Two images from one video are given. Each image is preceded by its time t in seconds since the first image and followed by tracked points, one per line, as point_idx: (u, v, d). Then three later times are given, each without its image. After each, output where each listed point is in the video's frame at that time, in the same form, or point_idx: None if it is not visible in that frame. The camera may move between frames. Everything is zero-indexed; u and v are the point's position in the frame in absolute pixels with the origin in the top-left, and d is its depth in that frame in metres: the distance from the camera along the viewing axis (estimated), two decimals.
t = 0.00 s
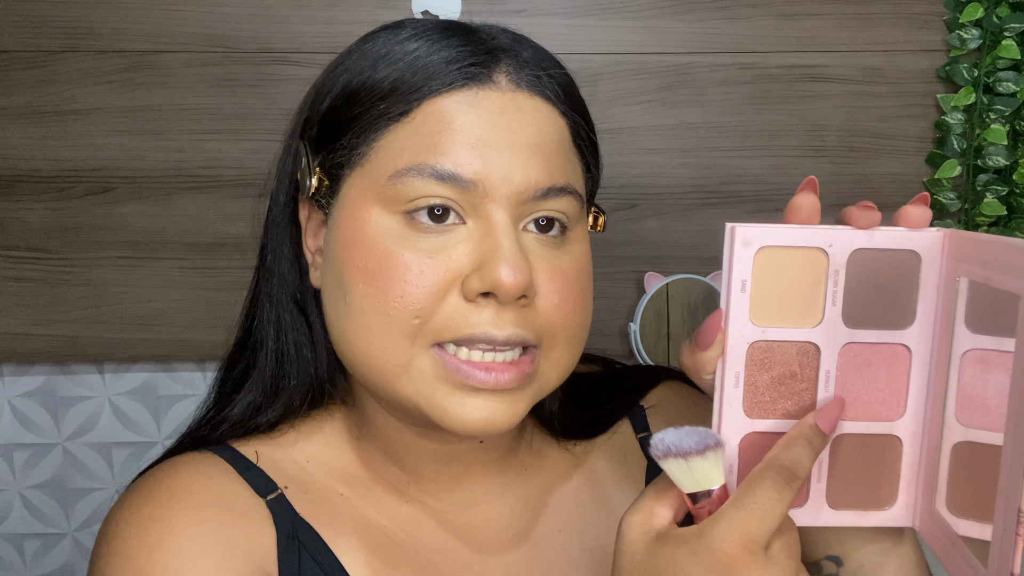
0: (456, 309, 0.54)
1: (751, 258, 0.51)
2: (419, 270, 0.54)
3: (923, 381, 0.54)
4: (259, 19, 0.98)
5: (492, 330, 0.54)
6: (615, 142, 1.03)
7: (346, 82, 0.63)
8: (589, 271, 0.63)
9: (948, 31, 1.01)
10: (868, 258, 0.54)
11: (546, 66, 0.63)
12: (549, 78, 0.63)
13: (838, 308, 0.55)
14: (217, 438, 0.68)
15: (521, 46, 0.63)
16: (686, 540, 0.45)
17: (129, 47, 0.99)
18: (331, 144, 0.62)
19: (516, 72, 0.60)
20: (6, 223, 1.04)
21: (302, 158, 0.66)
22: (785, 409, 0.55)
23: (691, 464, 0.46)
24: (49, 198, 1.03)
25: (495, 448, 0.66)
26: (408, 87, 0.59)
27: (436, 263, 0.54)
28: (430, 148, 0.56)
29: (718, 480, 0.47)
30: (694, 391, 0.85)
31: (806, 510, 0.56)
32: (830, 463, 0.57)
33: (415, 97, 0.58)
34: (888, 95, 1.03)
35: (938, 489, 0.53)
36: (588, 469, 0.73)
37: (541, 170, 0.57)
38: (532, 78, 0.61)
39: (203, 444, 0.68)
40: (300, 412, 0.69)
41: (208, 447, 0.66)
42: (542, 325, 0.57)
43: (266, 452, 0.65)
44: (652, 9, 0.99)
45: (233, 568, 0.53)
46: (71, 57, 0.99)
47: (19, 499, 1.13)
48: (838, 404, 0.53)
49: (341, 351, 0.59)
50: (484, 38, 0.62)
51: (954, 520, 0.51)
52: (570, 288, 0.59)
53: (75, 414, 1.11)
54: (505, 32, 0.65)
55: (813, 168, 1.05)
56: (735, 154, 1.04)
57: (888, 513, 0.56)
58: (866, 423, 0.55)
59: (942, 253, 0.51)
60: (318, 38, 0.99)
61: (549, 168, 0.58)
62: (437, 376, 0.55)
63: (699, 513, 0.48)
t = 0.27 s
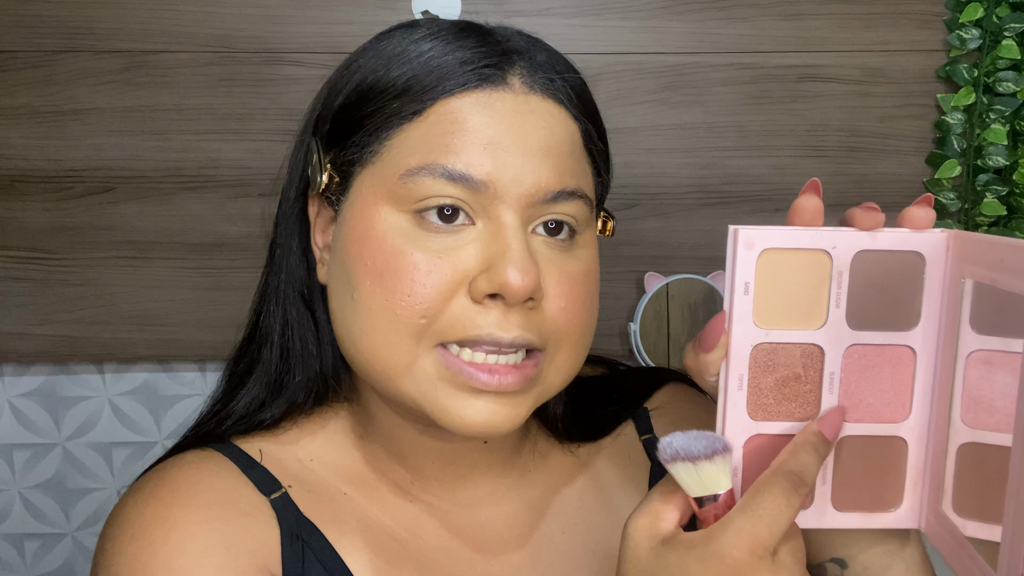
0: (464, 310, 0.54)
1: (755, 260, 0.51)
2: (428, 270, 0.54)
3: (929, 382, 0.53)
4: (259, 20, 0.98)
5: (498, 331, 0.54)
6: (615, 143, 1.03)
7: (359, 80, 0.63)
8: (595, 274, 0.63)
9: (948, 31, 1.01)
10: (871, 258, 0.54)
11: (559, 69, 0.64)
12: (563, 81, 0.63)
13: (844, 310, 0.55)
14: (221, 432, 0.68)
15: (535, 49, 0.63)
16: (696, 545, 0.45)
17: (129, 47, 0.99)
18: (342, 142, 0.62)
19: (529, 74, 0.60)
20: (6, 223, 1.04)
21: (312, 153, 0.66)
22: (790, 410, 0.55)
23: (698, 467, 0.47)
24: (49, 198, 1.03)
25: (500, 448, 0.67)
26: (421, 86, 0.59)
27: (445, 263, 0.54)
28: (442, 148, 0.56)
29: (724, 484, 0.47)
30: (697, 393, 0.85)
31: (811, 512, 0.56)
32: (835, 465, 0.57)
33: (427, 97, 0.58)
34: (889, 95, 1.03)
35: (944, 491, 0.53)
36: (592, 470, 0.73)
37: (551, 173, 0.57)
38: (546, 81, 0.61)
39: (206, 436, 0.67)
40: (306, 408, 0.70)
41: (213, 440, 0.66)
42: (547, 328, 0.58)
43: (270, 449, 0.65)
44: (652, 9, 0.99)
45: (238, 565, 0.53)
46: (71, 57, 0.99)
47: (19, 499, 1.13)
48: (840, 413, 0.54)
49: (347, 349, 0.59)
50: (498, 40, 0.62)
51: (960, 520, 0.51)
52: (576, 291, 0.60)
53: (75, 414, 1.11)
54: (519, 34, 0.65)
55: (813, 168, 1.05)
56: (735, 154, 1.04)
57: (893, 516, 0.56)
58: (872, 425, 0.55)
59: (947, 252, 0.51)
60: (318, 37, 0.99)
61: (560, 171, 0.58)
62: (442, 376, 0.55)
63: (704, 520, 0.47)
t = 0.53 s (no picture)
0: (467, 311, 0.54)
1: (752, 258, 0.51)
2: (432, 270, 0.54)
3: (931, 379, 0.53)
4: (259, 19, 0.98)
5: (501, 332, 0.54)
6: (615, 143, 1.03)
7: (366, 77, 0.63)
8: (598, 275, 0.63)
9: (948, 31, 1.01)
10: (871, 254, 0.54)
11: (567, 72, 0.64)
12: (570, 84, 0.63)
13: (843, 306, 0.55)
14: (224, 430, 0.68)
15: (543, 51, 0.63)
16: (696, 557, 0.46)
17: (129, 47, 0.99)
18: (348, 140, 0.62)
19: (537, 77, 0.60)
20: (6, 223, 1.04)
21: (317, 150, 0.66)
22: (791, 409, 0.55)
23: (699, 480, 0.46)
24: (49, 197, 1.03)
25: (501, 449, 0.67)
26: (428, 86, 0.58)
27: (449, 263, 0.54)
28: (448, 149, 0.56)
29: (726, 496, 0.47)
30: (698, 394, 0.85)
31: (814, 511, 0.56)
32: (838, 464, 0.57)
33: (435, 97, 0.58)
34: (889, 95, 1.03)
35: (946, 490, 0.52)
36: (593, 471, 0.73)
37: (557, 176, 0.57)
38: (553, 84, 0.61)
39: (209, 435, 0.68)
40: (305, 406, 0.70)
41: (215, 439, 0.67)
42: (551, 331, 0.58)
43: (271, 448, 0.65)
44: (652, 9, 0.99)
45: (240, 565, 0.53)
46: (71, 57, 0.99)
47: (19, 499, 1.13)
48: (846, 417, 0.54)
49: (349, 346, 0.59)
50: (507, 41, 0.62)
51: (957, 517, 0.51)
52: (580, 292, 0.60)
53: (75, 414, 1.11)
54: (528, 36, 0.65)
55: (813, 168, 1.05)
56: (735, 154, 1.04)
57: (899, 514, 0.55)
58: (873, 423, 0.55)
59: (947, 246, 0.51)
60: (318, 37, 0.99)
61: (565, 173, 0.58)
62: (444, 378, 0.55)
63: (707, 527, 0.50)
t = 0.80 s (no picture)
0: (471, 311, 0.54)
1: (754, 257, 0.51)
2: (437, 269, 0.54)
3: (931, 380, 0.53)
4: (259, 20, 0.99)
5: (504, 332, 0.54)
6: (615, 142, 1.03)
7: (373, 76, 0.63)
8: (603, 277, 0.63)
9: (948, 31, 1.01)
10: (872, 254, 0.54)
11: (575, 76, 0.64)
12: (578, 89, 0.63)
13: (844, 307, 0.55)
14: (227, 427, 0.68)
15: (551, 54, 0.63)
16: (696, 556, 0.46)
17: (130, 47, 0.99)
18: (354, 138, 0.62)
19: (545, 80, 0.60)
20: (7, 223, 1.04)
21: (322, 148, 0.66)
22: (791, 408, 0.55)
23: (698, 480, 0.46)
24: (49, 197, 1.03)
25: (502, 448, 0.67)
26: (436, 87, 0.59)
27: (454, 263, 0.54)
28: (455, 149, 0.56)
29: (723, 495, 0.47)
30: (698, 394, 0.85)
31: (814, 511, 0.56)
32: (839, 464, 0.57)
33: (442, 97, 0.58)
34: (889, 95, 1.03)
35: (945, 491, 0.52)
36: (593, 472, 0.73)
37: (563, 179, 0.57)
38: (561, 88, 0.61)
39: (213, 434, 0.68)
40: (306, 403, 0.70)
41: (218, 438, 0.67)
42: (553, 330, 0.58)
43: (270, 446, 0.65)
44: (652, 9, 0.99)
45: (239, 563, 0.53)
46: (71, 57, 0.99)
47: (19, 499, 1.13)
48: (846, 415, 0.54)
49: (350, 342, 0.59)
50: (516, 44, 0.62)
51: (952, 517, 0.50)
52: (584, 294, 0.60)
53: (75, 414, 1.11)
54: (536, 39, 0.65)
55: (813, 168, 1.05)
56: (735, 154, 1.04)
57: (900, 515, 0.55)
58: (873, 423, 0.55)
59: (948, 248, 0.50)
60: (318, 37, 0.99)
61: (571, 177, 0.58)
62: (445, 373, 0.56)
63: (704, 527, 0.48)
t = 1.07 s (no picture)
0: (472, 309, 0.54)
1: (748, 252, 0.53)
2: (439, 267, 0.54)
3: (926, 376, 0.54)
4: (259, 19, 0.98)
5: (505, 331, 0.54)
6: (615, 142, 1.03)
7: (376, 75, 0.63)
8: (604, 276, 0.64)
9: (948, 31, 1.01)
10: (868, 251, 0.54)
11: (577, 77, 0.64)
12: (579, 89, 0.63)
13: (838, 303, 0.56)
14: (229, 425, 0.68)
15: (552, 55, 0.63)
16: None
17: (129, 47, 0.99)
18: (356, 137, 0.62)
19: (547, 81, 0.60)
20: (6, 223, 1.04)
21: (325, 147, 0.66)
22: (784, 402, 0.56)
23: (704, 509, 0.47)
24: (49, 197, 1.03)
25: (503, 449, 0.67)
26: (438, 86, 0.59)
27: (456, 261, 0.54)
28: (457, 148, 0.56)
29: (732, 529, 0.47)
30: (698, 393, 0.85)
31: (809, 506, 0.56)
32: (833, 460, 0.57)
33: (444, 97, 0.58)
34: (888, 95, 1.03)
35: (938, 489, 0.52)
36: (592, 471, 0.73)
37: (565, 178, 0.57)
38: (563, 88, 0.61)
39: (217, 431, 0.69)
40: (307, 401, 0.70)
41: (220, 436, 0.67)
42: (555, 328, 0.58)
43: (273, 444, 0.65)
44: (652, 9, 0.99)
45: (240, 565, 0.53)
46: (71, 56, 0.99)
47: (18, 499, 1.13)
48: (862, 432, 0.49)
49: (352, 340, 0.59)
50: (518, 45, 0.62)
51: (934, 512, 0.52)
52: (585, 294, 0.60)
53: (75, 414, 1.11)
54: (538, 40, 0.65)
55: (813, 168, 1.05)
56: (735, 154, 1.04)
57: (893, 512, 0.55)
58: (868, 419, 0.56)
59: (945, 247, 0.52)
60: (317, 37, 0.99)
61: (573, 177, 0.58)
62: (449, 372, 0.55)
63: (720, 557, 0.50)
